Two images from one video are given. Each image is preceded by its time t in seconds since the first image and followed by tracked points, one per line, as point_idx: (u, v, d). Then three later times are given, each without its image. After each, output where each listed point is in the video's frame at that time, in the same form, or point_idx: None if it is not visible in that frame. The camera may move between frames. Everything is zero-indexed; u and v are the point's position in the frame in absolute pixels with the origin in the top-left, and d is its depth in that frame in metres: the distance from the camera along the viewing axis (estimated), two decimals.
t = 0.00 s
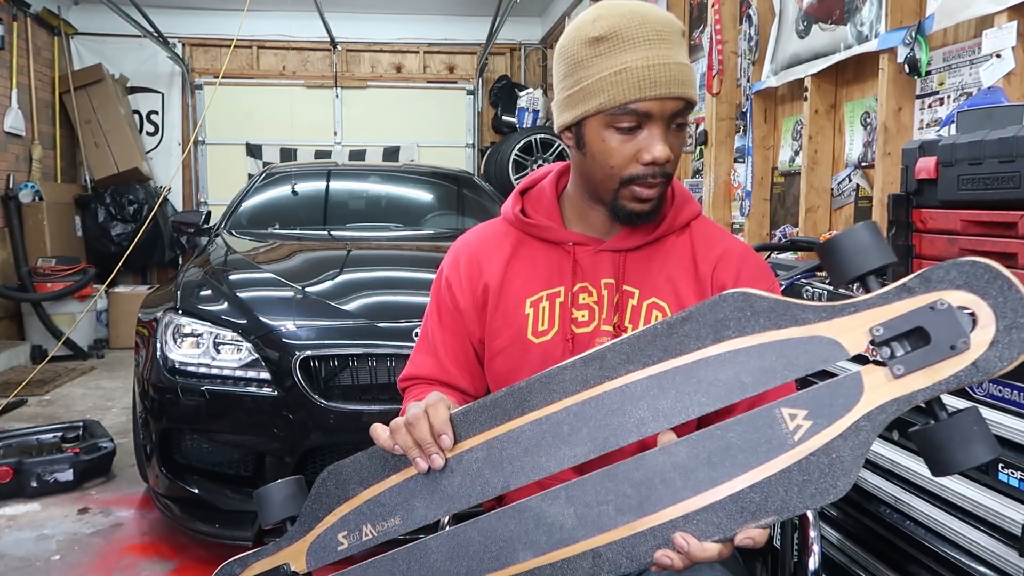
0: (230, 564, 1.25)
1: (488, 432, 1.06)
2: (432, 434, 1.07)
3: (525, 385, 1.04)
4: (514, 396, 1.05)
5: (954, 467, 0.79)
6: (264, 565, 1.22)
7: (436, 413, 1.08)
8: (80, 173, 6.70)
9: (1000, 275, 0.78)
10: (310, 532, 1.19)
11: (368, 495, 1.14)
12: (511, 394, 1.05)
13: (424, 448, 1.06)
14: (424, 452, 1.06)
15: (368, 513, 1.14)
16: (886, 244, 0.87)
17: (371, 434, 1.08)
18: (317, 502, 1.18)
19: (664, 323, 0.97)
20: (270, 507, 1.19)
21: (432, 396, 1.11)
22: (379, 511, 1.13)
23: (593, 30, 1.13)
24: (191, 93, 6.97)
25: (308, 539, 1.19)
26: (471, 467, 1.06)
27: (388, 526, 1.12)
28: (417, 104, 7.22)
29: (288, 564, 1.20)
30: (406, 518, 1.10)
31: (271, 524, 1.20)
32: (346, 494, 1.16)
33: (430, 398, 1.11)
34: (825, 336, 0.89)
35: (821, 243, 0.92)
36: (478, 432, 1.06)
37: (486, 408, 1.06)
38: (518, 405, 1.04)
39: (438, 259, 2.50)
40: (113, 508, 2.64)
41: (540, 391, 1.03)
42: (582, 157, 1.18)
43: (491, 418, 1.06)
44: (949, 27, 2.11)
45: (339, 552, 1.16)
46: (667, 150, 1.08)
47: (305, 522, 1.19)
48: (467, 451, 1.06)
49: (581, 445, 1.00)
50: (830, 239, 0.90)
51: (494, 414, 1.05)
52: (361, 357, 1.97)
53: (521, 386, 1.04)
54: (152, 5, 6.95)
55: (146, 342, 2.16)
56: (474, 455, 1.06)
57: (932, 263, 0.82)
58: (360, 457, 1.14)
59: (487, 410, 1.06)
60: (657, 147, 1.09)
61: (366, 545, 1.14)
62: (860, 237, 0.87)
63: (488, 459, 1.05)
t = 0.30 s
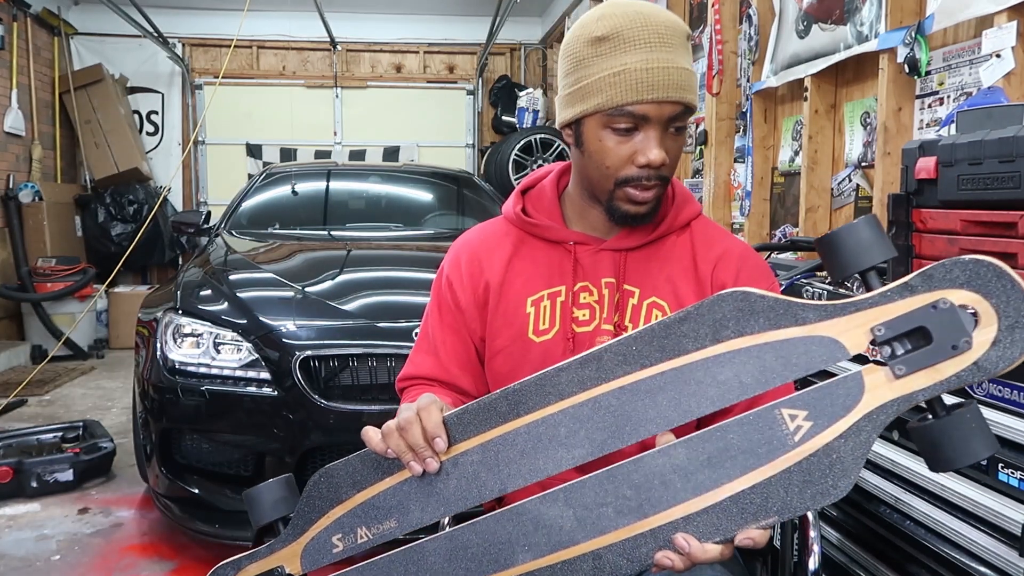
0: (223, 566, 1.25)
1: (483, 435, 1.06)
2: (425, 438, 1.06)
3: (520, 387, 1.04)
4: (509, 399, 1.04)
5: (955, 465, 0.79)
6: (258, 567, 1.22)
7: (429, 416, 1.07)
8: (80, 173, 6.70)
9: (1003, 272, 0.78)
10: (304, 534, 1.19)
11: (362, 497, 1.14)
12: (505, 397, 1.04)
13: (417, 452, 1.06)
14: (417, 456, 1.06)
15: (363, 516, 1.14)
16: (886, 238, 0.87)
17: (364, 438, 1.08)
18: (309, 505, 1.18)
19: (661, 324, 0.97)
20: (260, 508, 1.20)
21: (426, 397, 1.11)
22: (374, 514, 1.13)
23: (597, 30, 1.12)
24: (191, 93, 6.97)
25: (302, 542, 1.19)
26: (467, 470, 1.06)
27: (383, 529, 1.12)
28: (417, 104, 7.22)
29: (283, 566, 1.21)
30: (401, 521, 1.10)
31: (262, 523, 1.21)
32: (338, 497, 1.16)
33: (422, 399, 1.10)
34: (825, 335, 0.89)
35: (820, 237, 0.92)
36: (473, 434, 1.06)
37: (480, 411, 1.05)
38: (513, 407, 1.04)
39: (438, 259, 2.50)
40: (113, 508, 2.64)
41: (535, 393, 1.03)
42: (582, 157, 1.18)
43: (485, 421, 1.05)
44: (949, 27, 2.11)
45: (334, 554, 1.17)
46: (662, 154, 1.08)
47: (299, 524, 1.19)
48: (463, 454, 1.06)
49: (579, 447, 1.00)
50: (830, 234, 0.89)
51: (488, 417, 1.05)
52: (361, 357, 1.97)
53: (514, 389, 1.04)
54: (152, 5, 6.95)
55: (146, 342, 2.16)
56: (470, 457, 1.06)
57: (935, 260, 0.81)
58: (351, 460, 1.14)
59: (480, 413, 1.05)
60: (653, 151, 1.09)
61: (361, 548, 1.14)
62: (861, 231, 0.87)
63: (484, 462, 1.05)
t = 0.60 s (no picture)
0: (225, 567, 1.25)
1: (479, 434, 1.06)
2: (424, 437, 1.07)
3: (518, 386, 1.04)
4: (507, 398, 1.04)
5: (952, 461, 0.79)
6: (259, 568, 1.22)
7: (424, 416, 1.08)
8: (80, 173, 6.70)
9: (999, 267, 0.78)
10: (304, 534, 1.19)
11: (361, 496, 1.14)
12: (502, 396, 1.04)
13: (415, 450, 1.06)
14: (416, 456, 1.07)
15: (362, 515, 1.14)
16: (883, 234, 0.88)
17: (361, 438, 1.09)
18: (311, 505, 1.18)
19: (657, 322, 0.97)
20: (262, 508, 1.21)
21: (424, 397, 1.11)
22: (373, 513, 1.13)
23: (599, 31, 1.12)
24: (191, 93, 6.97)
25: (302, 542, 1.19)
26: (465, 469, 1.06)
27: (382, 528, 1.12)
28: (417, 104, 7.22)
29: (284, 567, 1.21)
30: (400, 519, 1.11)
31: (263, 524, 1.22)
32: (338, 496, 1.16)
33: (420, 399, 1.11)
34: (823, 332, 0.89)
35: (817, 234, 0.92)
36: (470, 432, 1.06)
37: (478, 409, 1.05)
38: (509, 406, 1.04)
39: (438, 259, 2.50)
40: (113, 508, 2.64)
41: (533, 392, 1.03)
42: (583, 157, 1.18)
43: (483, 419, 1.05)
44: (949, 27, 2.12)
45: (335, 554, 1.17)
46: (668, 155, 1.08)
47: (300, 524, 1.20)
48: (461, 452, 1.07)
49: (577, 445, 1.00)
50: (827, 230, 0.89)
51: (485, 416, 1.05)
52: (362, 357, 1.97)
53: (511, 387, 1.04)
54: (152, 5, 6.95)
55: (146, 341, 2.16)
56: (468, 456, 1.06)
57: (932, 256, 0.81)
58: (350, 459, 1.14)
59: (478, 411, 1.05)
60: (657, 151, 1.09)
61: (362, 548, 1.14)
62: (858, 227, 0.87)
63: (481, 460, 1.05)
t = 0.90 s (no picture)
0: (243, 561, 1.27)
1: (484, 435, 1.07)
2: (440, 433, 1.07)
3: (533, 385, 1.05)
4: (521, 396, 1.05)
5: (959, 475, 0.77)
6: (274, 562, 1.24)
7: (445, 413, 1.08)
8: (80, 173, 6.70)
9: (1004, 277, 0.77)
10: (320, 529, 1.20)
11: (378, 491, 1.15)
12: (517, 394, 1.05)
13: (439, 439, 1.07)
14: (431, 451, 1.07)
15: (375, 512, 1.15)
16: (893, 249, 0.87)
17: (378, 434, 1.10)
18: (328, 499, 1.20)
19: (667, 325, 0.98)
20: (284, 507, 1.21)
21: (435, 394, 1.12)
22: (386, 509, 1.14)
23: (601, 27, 1.12)
24: (191, 93, 6.97)
25: (318, 536, 1.20)
26: (476, 467, 1.06)
27: (394, 524, 1.12)
28: (416, 104, 7.22)
29: (297, 561, 1.22)
30: (411, 516, 1.11)
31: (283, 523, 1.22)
32: (354, 492, 1.17)
33: (437, 396, 1.10)
34: (830, 340, 0.89)
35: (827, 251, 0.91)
36: (484, 431, 1.07)
37: (493, 407, 1.06)
38: (523, 405, 1.05)
39: (438, 259, 2.50)
40: (113, 508, 2.64)
41: (548, 390, 1.04)
42: (581, 155, 1.18)
43: (498, 416, 1.06)
44: (949, 27, 2.11)
45: (346, 550, 1.17)
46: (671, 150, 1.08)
47: (316, 519, 1.21)
48: (475, 451, 1.07)
49: (584, 445, 1.00)
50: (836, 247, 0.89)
51: (499, 413, 1.06)
52: (361, 357, 1.97)
53: (531, 387, 1.04)
54: (152, 5, 6.95)
55: (146, 341, 2.16)
56: (478, 455, 1.06)
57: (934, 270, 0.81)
58: (370, 454, 1.15)
59: (494, 409, 1.06)
60: (659, 146, 1.09)
61: (372, 544, 1.15)
62: (865, 242, 0.86)
63: (491, 460, 1.06)
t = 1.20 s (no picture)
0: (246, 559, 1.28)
1: (485, 434, 1.06)
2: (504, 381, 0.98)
3: (536, 382, 1.04)
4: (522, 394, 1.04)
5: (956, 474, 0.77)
6: (279, 561, 1.24)
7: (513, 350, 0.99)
8: (80, 173, 6.70)
9: (997, 277, 0.79)
10: (325, 528, 1.20)
11: (380, 490, 1.15)
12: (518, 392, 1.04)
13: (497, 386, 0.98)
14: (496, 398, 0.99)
15: (378, 510, 1.15)
16: (891, 254, 0.87)
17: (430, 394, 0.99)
18: (334, 499, 1.20)
19: (667, 325, 0.99)
20: (292, 507, 1.27)
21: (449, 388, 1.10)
22: (390, 507, 1.14)
23: (611, 24, 1.13)
24: (191, 93, 6.97)
25: (322, 536, 1.21)
26: (478, 464, 1.06)
27: (395, 523, 1.12)
28: (416, 104, 7.22)
29: (301, 560, 1.22)
30: (413, 514, 1.11)
31: (290, 523, 1.28)
32: (359, 491, 1.17)
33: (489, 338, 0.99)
34: (827, 339, 0.89)
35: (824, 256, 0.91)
36: (484, 431, 1.06)
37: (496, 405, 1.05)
38: (525, 404, 1.04)
39: (438, 259, 2.50)
40: (113, 508, 2.64)
41: (548, 388, 1.04)
42: (589, 150, 1.17)
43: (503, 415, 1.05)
44: (949, 27, 2.11)
45: (349, 549, 1.17)
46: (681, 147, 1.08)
47: (320, 519, 1.21)
48: (475, 449, 1.07)
49: (583, 443, 1.00)
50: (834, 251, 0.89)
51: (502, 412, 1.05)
52: (361, 357, 1.97)
53: (535, 384, 1.04)
54: (152, 5, 6.95)
55: (146, 341, 2.16)
56: (479, 454, 1.06)
57: (929, 271, 0.83)
58: (376, 454, 1.16)
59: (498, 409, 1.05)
60: (668, 142, 1.09)
61: (376, 542, 1.15)
62: (862, 247, 0.86)
63: (492, 457, 1.05)
